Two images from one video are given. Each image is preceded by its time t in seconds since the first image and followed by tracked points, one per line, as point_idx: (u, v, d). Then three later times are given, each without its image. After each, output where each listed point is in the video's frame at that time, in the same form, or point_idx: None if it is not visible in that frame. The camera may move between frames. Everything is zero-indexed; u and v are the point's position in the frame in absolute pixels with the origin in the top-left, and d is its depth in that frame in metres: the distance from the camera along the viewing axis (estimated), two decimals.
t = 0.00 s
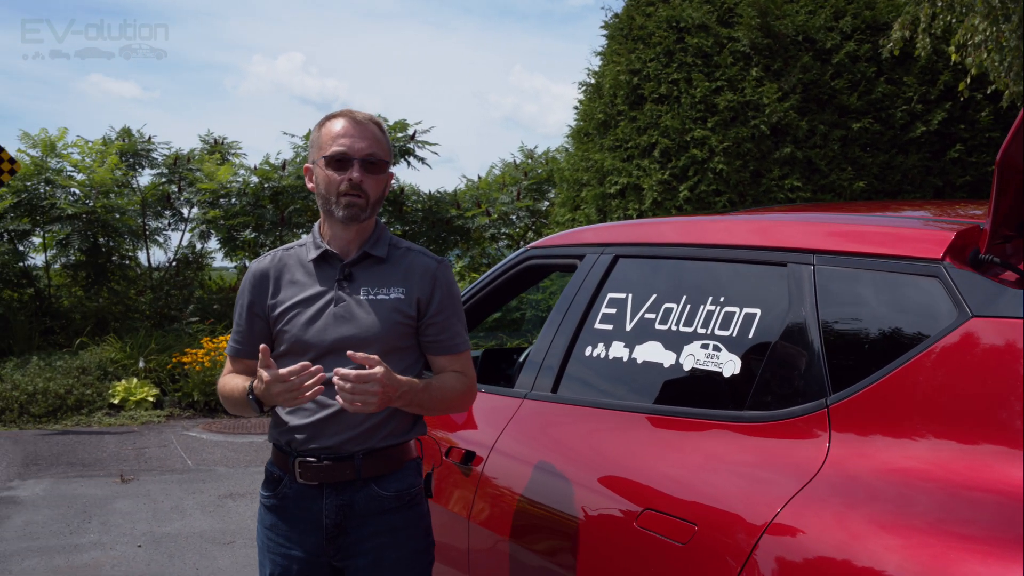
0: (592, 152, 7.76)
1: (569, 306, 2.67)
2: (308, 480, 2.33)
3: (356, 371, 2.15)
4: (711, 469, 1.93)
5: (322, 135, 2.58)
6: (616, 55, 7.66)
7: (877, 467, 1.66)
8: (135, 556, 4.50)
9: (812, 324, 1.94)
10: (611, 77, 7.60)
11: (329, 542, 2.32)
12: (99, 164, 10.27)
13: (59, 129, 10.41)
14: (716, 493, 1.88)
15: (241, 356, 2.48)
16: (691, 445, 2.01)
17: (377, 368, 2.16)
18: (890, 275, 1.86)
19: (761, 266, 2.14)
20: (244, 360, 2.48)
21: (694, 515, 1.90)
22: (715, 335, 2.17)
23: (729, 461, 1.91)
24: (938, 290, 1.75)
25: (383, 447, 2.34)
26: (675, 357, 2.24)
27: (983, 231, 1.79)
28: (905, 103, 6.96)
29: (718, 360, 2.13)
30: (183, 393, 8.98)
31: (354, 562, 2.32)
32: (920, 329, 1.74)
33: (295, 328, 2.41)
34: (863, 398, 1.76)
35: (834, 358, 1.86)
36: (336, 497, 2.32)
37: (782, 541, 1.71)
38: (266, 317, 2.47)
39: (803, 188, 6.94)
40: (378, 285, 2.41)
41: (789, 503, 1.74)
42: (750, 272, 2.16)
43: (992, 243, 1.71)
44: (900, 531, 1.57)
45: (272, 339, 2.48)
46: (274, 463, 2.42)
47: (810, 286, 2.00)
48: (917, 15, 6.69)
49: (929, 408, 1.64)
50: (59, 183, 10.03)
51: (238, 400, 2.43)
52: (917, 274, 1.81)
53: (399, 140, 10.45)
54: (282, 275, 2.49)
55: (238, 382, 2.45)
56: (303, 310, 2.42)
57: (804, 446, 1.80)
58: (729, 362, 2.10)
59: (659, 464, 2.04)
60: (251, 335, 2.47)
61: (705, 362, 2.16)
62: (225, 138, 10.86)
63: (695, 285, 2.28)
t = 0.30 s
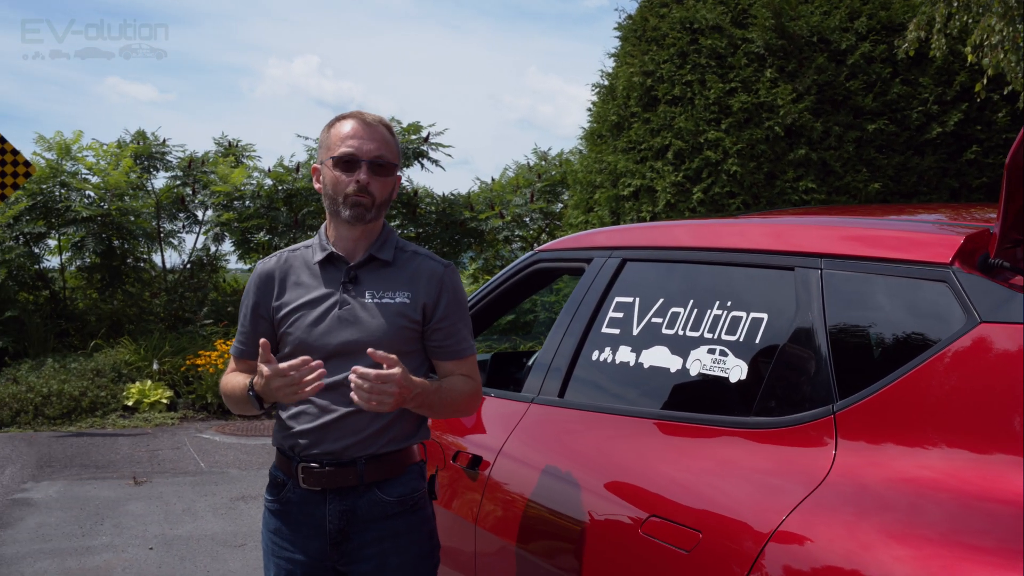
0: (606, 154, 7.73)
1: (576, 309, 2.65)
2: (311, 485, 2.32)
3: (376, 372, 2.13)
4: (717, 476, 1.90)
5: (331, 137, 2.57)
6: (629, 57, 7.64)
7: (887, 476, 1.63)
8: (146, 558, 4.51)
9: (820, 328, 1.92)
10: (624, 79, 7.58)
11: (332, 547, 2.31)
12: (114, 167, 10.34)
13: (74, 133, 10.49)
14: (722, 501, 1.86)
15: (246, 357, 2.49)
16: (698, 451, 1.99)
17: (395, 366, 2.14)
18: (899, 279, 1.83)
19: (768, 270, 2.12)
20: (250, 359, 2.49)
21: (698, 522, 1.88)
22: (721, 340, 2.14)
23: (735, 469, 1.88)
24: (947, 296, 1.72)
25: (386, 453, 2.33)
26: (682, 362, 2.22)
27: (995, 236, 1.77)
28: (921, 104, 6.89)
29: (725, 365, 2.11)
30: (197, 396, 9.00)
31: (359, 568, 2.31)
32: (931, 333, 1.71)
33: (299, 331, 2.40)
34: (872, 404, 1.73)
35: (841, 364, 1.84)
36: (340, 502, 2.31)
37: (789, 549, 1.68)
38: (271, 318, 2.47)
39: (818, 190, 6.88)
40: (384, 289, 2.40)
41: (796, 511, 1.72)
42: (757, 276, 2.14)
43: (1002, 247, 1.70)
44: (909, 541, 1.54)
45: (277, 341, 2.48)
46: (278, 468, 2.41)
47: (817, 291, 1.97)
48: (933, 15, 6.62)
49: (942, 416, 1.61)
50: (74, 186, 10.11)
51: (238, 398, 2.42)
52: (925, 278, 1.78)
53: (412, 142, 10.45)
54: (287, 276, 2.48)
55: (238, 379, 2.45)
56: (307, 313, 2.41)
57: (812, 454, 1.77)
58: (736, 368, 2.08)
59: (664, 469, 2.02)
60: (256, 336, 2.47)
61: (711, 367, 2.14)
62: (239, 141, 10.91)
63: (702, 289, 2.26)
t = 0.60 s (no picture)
0: (615, 155, 7.71)
1: (579, 310, 2.64)
2: (317, 489, 2.30)
3: (409, 356, 2.14)
4: (720, 481, 1.89)
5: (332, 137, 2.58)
6: (639, 58, 7.61)
7: (894, 484, 1.61)
8: (153, 559, 4.52)
9: (821, 332, 1.91)
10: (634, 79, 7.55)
11: (339, 550, 2.30)
12: (124, 168, 10.38)
13: (86, 134, 10.55)
14: (727, 505, 1.84)
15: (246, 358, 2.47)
16: (702, 456, 1.97)
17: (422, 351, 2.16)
18: (899, 283, 1.82)
19: (769, 273, 2.10)
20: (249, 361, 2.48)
21: (699, 529, 1.86)
22: (722, 344, 2.13)
23: (740, 474, 1.86)
24: (948, 300, 1.71)
25: (394, 457, 2.33)
26: (683, 365, 2.21)
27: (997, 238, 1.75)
28: (932, 104, 6.84)
29: (726, 369, 2.09)
30: (207, 396, 9.03)
31: (363, 571, 2.30)
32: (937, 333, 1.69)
33: (301, 332, 2.39)
34: (876, 409, 1.71)
35: (841, 368, 1.82)
36: (347, 506, 2.29)
37: (793, 557, 1.66)
38: (272, 319, 2.46)
39: (829, 190, 6.84)
40: (387, 290, 2.40)
41: (800, 518, 1.70)
42: (758, 279, 2.12)
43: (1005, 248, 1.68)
44: (915, 550, 1.52)
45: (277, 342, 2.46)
46: (281, 471, 2.41)
47: (818, 293, 1.95)
48: (944, 15, 6.57)
49: (948, 422, 1.59)
50: (85, 188, 10.16)
51: (224, 391, 2.42)
52: (926, 282, 1.77)
53: (422, 143, 10.45)
54: (289, 277, 2.46)
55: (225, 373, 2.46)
56: (309, 314, 2.40)
57: (818, 459, 1.75)
58: (737, 372, 2.06)
59: (668, 473, 2.00)
60: (257, 337, 2.46)
61: (712, 371, 2.12)
62: (250, 142, 10.93)
63: (704, 292, 2.25)
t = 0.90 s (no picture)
0: (622, 156, 7.70)
1: (578, 312, 2.64)
2: (319, 493, 2.31)
3: (421, 367, 2.15)
4: (720, 485, 1.88)
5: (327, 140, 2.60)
6: (646, 59, 7.60)
7: (896, 490, 1.60)
8: (159, 560, 4.54)
9: (815, 335, 1.91)
10: (641, 81, 7.54)
11: (342, 553, 2.31)
12: (133, 169, 10.43)
13: (94, 136, 10.61)
14: (725, 509, 1.83)
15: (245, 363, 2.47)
16: (702, 460, 1.96)
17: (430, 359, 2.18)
18: (892, 286, 1.82)
19: (764, 276, 2.11)
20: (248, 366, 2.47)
21: (694, 533, 1.86)
22: (718, 346, 2.13)
23: (739, 478, 1.86)
24: (939, 302, 1.71)
25: (396, 460, 2.33)
26: (679, 368, 2.21)
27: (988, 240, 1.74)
28: (940, 105, 6.81)
29: (721, 372, 2.09)
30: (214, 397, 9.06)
31: (364, 572, 2.32)
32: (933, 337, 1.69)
33: (300, 337, 2.38)
34: (874, 413, 1.70)
35: (835, 372, 1.83)
36: (350, 509, 2.30)
37: (789, 563, 1.66)
38: (271, 323, 2.45)
39: (836, 192, 6.83)
40: (386, 293, 2.40)
41: (799, 522, 1.69)
42: (754, 282, 2.13)
43: (996, 254, 1.66)
44: (914, 556, 1.51)
45: (277, 346, 2.46)
46: (282, 476, 2.41)
47: (813, 296, 1.95)
48: (952, 15, 6.54)
49: (950, 427, 1.57)
50: (94, 189, 10.19)
51: (230, 399, 2.42)
52: (919, 285, 1.77)
53: (430, 144, 10.46)
54: (287, 281, 2.46)
55: (230, 382, 2.45)
56: (309, 319, 2.39)
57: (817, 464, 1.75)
58: (732, 375, 2.06)
59: (667, 477, 2.00)
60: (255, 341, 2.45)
61: (708, 373, 2.13)
62: (258, 144, 10.96)
63: (700, 295, 2.25)
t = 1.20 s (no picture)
0: (624, 156, 7.70)
1: (570, 312, 2.65)
2: (313, 491, 2.32)
3: (416, 356, 2.17)
4: (711, 488, 1.89)
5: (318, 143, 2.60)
6: (648, 58, 7.58)
7: (890, 495, 1.60)
8: (158, 559, 4.56)
9: (799, 337, 1.93)
10: (642, 80, 7.53)
11: (335, 551, 2.32)
12: (136, 170, 10.46)
13: (97, 136, 10.64)
14: (715, 512, 1.84)
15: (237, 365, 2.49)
16: (693, 463, 1.97)
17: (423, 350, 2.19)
18: (871, 289, 1.84)
19: (749, 278, 2.12)
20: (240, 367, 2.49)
21: (679, 534, 1.88)
22: (704, 348, 2.15)
23: (730, 481, 1.87)
24: (919, 305, 1.73)
25: (388, 458, 2.35)
26: (666, 370, 2.23)
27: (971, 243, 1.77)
28: (943, 105, 6.81)
29: (707, 374, 2.11)
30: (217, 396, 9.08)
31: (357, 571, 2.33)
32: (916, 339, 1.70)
33: (292, 338, 2.41)
34: (864, 415, 1.71)
35: (817, 374, 1.85)
36: (343, 507, 2.31)
37: (775, 565, 1.67)
38: (262, 325, 2.48)
39: (838, 192, 6.83)
40: (376, 293, 2.42)
41: (789, 525, 1.70)
42: (740, 284, 2.14)
43: (976, 255, 1.70)
44: (906, 562, 1.51)
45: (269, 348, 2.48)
46: (275, 474, 2.42)
47: (797, 299, 1.97)
48: (954, 15, 6.53)
49: (942, 431, 1.58)
50: (97, 190, 10.24)
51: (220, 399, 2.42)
52: (899, 288, 1.78)
53: (433, 144, 10.47)
54: (278, 282, 2.48)
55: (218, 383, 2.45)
56: (300, 320, 2.41)
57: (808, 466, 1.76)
58: (717, 377, 2.09)
59: (657, 479, 2.01)
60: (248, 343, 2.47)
61: (694, 375, 2.15)
62: (261, 144, 10.98)
63: (687, 297, 2.26)
